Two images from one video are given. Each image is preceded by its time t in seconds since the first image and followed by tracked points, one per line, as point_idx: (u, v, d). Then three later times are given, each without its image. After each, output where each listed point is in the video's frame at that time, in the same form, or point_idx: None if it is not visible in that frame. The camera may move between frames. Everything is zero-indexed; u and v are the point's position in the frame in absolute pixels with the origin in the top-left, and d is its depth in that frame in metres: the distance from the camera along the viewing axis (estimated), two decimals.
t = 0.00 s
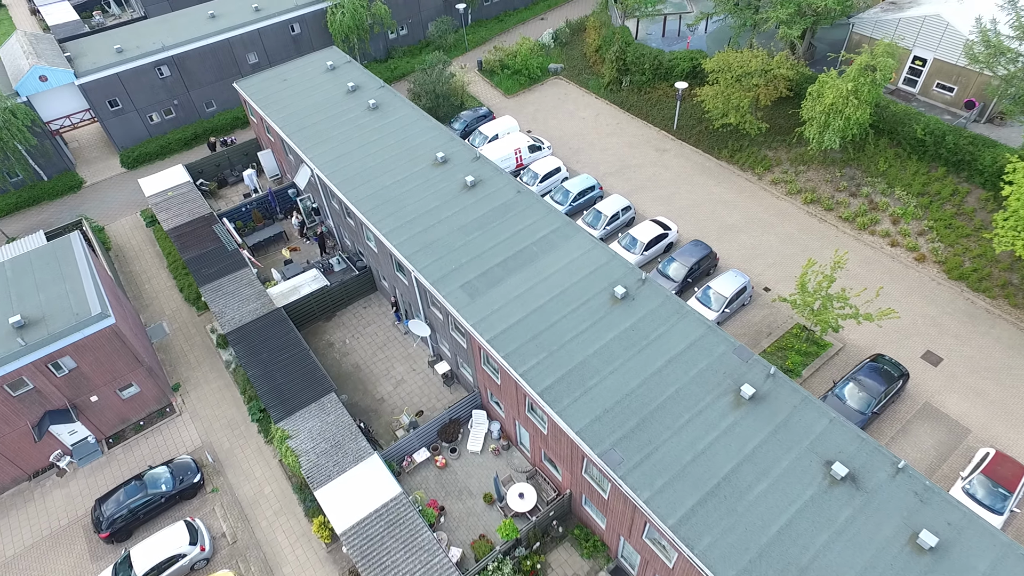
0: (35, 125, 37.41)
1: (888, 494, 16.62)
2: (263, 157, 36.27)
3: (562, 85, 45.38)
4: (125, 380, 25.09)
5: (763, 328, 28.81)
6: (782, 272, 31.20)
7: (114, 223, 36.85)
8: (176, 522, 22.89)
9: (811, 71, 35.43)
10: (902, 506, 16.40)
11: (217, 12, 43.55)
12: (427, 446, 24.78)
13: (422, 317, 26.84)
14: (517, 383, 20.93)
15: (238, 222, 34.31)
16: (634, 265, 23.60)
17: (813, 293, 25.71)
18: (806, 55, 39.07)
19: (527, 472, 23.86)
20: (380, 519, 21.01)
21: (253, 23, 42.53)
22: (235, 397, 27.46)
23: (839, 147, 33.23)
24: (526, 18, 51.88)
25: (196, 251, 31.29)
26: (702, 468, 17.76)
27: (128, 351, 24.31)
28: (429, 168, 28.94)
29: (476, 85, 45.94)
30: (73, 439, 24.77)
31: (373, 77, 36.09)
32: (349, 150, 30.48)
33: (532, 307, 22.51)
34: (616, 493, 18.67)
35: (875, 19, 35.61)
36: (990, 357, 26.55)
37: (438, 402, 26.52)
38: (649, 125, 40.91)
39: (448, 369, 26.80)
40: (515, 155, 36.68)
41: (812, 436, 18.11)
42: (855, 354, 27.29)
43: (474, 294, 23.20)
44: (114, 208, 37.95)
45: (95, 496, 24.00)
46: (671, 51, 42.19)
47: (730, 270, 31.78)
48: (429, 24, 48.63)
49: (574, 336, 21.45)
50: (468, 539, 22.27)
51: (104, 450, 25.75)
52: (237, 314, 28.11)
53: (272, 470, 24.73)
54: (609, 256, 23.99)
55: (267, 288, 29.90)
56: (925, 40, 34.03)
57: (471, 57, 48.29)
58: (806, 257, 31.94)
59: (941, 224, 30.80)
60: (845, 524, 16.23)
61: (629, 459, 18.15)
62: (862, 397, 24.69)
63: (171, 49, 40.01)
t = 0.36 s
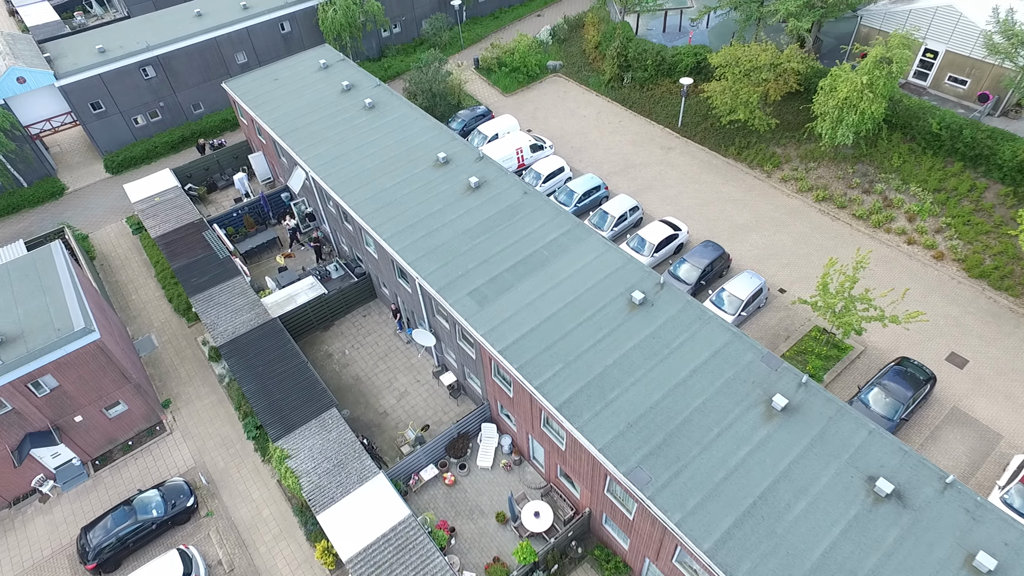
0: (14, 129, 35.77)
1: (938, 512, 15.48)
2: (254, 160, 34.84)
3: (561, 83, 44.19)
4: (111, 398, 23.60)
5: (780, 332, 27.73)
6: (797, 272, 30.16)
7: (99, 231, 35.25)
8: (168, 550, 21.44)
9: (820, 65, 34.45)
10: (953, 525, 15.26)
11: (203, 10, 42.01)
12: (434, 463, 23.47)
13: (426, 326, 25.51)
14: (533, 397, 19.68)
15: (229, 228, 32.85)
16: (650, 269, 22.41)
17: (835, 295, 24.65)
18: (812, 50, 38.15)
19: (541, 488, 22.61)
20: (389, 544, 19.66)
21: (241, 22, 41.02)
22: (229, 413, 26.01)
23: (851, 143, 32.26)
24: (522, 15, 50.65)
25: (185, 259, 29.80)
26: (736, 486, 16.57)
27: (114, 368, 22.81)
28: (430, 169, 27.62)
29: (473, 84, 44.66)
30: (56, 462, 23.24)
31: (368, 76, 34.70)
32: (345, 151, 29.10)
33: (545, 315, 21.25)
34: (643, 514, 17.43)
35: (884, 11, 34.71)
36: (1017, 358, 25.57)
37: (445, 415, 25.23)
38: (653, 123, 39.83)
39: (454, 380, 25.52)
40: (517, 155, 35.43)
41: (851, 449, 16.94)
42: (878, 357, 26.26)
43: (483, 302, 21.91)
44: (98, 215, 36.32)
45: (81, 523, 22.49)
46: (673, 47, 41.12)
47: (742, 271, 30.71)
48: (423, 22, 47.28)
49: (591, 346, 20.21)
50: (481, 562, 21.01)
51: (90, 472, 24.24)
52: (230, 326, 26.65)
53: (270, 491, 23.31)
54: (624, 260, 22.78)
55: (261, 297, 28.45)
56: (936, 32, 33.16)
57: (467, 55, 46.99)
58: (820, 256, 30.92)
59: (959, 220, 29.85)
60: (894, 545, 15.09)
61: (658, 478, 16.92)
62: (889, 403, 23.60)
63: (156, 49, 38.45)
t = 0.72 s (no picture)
0: None
1: (992, 522, 14.45)
2: (244, 155, 33.35)
3: (561, 73, 42.91)
4: (97, 411, 22.16)
5: (798, 327, 26.70)
6: (812, 265, 29.15)
7: (82, 232, 33.61)
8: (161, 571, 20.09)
9: (831, 50, 33.37)
10: (1009, 535, 14.23)
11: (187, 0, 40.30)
12: (443, 473, 22.25)
13: (431, 328, 24.24)
14: (550, 403, 18.50)
15: (219, 227, 31.36)
16: (669, 265, 21.26)
17: (859, 288, 23.64)
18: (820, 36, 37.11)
19: (557, 498, 21.46)
20: (399, 562, 18.44)
21: (228, 12, 39.37)
22: (224, 423, 24.63)
23: (865, 130, 31.23)
24: (518, 4, 49.25)
25: (174, 261, 28.32)
26: (774, 496, 15.47)
27: (99, 378, 21.36)
28: (431, 163, 26.27)
29: (470, 75, 43.26)
30: (40, 479, 21.80)
31: (362, 66, 33.24)
32: (341, 145, 27.68)
33: (560, 315, 20.06)
34: (674, 527, 16.30)
35: None
36: None
37: (452, 421, 24.01)
38: (657, 113, 38.67)
39: (462, 384, 24.30)
40: (518, 147, 34.12)
41: (894, 455, 15.88)
42: (901, 352, 25.28)
43: (493, 302, 20.68)
44: (80, 215, 34.67)
45: (68, 544, 21.08)
46: (676, 34, 39.93)
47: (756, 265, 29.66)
48: (416, 11, 45.78)
49: (610, 348, 19.05)
50: None
51: (76, 489, 22.80)
52: (223, 330, 25.23)
53: (270, 505, 22.00)
54: (640, 255, 21.60)
55: (255, 300, 27.05)
56: (951, 14, 32.17)
57: (462, 45, 45.55)
58: (835, 248, 29.91)
59: (978, 209, 28.89)
60: (949, 559, 14.03)
61: (690, 489, 15.80)
62: (918, 401, 22.60)
63: (138, 41, 36.75)
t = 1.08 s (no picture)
0: None
1: None
2: (233, 152, 31.82)
3: (560, 63, 41.59)
4: (82, 428, 20.67)
5: (818, 324, 25.66)
6: (829, 259, 28.13)
7: (63, 236, 31.95)
8: None
9: (842, 36, 32.26)
10: None
11: None
12: (454, 486, 21.01)
13: (437, 333, 22.94)
14: (571, 412, 17.30)
15: (209, 228, 29.84)
16: (690, 262, 20.08)
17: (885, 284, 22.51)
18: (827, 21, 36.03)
19: (576, 510, 20.31)
20: None
21: (212, 2, 37.68)
22: (218, 437, 23.22)
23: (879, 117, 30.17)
24: None
25: (161, 265, 26.80)
26: (820, 512, 14.37)
27: (82, 394, 19.89)
28: (433, 157, 24.91)
29: (466, 67, 41.82)
30: (21, 502, 20.40)
31: (355, 57, 31.74)
32: (336, 140, 26.24)
33: (578, 318, 18.83)
34: (710, 545, 15.17)
35: None
36: None
37: (461, 430, 22.78)
38: (661, 103, 37.45)
39: (470, 391, 23.07)
40: (520, 140, 32.78)
41: (944, 463, 14.81)
42: (926, 348, 24.29)
43: (506, 305, 19.42)
44: (61, 218, 32.98)
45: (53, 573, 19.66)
46: (679, 21, 38.69)
47: (771, 259, 28.61)
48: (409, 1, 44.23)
49: (633, 352, 17.86)
50: None
51: (61, 512, 21.33)
52: (216, 339, 23.79)
53: (270, 525, 20.67)
54: (659, 252, 20.40)
55: (249, 305, 25.60)
56: None
57: (457, 35, 44.08)
58: (852, 240, 28.88)
59: (999, 197, 27.92)
60: None
61: (728, 505, 14.66)
62: (950, 400, 21.60)
63: (119, 34, 35.00)
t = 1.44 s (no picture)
0: None
1: None
2: (223, 147, 30.37)
3: (559, 52, 40.27)
4: (68, 445, 19.26)
5: (840, 318, 24.65)
6: (848, 250, 27.13)
7: (43, 238, 30.32)
8: None
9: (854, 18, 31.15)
10: None
11: None
12: (468, 498, 19.82)
13: (445, 336, 21.69)
14: (596, 420, 16.14)
15: (198, 228, 28.35)
16: (714, 257, 18.96)
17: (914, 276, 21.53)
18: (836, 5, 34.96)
19: (597, 522, 19.19)
20: None
21: None
22: (214, 450, 21.87)
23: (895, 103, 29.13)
24: None
25: (149, 268, 25.33)
26: (873, 526, 13.30)
27: (66, 409, 18.47)
28: (436, 150, 23.58)
29: (462, 56, 40.41)
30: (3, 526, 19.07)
31: (349, 46, 30.26)
32: (332, 133, 24.83)
33: (600, 319, 17.65)
34: (752, 563, 14.09)
35: None
36: None
37: (472, 438, 21.60)
38: (666, 91, 36.25)
39: (481, 396, 21.89)
40: (523, 131, 31.47)
41: (1004, 471, 13.77)
42: (954, 342, 23.35)
43: (522, 307, 18.19)
44: (42, 220, 31.33)
45: None
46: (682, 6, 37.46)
47: (787, 251, 27.57)
48: None
49: (660, 355, 16.73)
50: None
51: (47, 534, 19.94)
52: (209, 346, 22.39)
53: (272, 545, 19.40)
54: (682, 247, 19.25)
55: (244, 309, 24.22)
56: None
57: (452, 24, 42.62)
58: (870, 230, 27.88)
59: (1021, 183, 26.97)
60: None
61: (774, 520, 13.56)
62: (986, 397, 20.58)
63: (98, 25, 33.24)
